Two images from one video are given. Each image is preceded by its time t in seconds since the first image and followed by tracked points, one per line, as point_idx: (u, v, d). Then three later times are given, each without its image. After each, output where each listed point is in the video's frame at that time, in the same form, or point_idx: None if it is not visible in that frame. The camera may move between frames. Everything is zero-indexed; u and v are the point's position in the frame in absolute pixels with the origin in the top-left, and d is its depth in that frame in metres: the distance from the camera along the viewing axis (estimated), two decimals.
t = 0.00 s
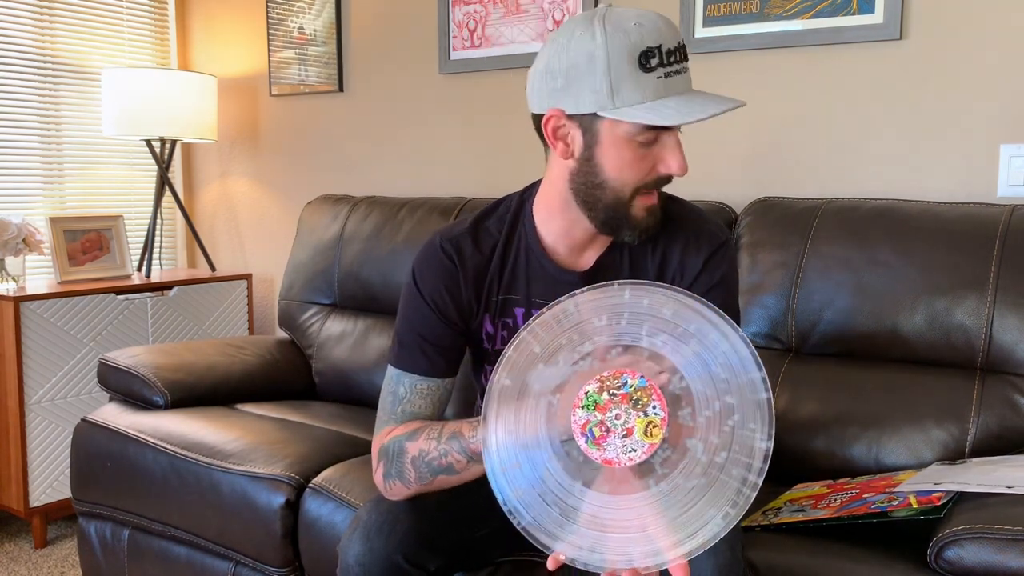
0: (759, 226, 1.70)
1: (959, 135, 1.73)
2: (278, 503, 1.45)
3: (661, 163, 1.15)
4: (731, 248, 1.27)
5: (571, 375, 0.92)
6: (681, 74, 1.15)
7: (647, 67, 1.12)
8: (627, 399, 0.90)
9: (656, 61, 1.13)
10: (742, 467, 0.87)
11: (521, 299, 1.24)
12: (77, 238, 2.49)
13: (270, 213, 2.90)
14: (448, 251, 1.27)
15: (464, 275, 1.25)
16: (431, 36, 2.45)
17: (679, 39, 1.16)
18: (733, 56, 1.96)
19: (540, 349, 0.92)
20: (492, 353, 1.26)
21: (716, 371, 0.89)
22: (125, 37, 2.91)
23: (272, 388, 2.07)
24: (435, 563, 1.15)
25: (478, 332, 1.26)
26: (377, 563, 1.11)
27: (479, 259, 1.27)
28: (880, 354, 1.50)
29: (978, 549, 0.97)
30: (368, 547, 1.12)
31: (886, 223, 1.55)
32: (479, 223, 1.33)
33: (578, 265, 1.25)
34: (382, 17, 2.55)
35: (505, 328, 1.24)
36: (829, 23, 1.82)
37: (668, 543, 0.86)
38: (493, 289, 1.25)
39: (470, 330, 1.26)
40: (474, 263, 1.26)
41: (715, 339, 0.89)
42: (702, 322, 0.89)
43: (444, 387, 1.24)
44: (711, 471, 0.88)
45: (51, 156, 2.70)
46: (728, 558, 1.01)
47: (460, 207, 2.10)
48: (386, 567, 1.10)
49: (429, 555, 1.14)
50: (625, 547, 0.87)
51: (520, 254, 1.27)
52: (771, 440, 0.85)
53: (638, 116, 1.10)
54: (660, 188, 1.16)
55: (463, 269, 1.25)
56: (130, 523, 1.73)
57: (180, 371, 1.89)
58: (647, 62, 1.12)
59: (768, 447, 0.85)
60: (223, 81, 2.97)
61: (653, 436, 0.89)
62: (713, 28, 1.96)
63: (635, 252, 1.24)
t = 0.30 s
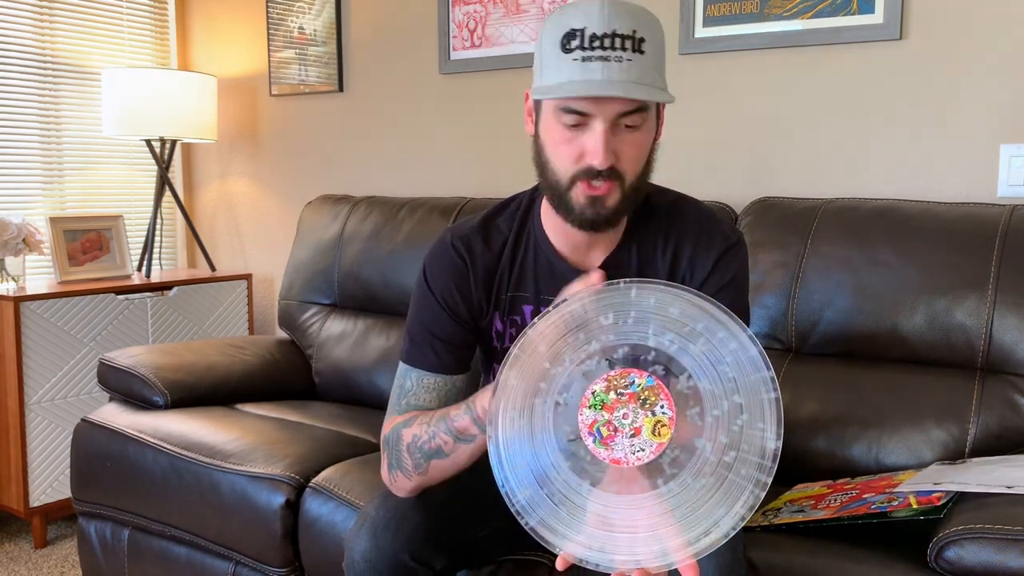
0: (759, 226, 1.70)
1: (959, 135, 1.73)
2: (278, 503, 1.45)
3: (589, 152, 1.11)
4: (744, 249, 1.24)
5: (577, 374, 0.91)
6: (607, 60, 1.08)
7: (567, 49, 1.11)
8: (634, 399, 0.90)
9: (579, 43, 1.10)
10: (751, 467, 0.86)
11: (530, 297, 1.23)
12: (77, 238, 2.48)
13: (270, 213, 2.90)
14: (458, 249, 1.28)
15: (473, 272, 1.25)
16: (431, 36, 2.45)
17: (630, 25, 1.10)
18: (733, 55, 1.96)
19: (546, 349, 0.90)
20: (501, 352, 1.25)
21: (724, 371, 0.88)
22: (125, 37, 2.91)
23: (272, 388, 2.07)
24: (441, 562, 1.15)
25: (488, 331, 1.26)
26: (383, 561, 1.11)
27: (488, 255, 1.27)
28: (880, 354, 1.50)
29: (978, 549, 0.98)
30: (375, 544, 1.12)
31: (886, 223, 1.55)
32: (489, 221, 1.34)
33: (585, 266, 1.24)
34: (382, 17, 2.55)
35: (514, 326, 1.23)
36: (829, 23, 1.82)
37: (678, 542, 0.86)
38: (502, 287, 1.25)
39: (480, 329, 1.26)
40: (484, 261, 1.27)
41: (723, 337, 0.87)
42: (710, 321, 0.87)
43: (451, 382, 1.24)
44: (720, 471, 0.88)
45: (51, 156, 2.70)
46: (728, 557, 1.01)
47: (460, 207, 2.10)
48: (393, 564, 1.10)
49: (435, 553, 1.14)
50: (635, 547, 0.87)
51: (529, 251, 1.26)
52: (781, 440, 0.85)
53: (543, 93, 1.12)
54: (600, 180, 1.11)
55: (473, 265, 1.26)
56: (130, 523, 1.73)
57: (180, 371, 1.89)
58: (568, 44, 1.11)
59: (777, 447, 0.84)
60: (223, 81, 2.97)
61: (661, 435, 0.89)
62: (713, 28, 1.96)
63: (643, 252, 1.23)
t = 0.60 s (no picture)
0: (759, 226, 1.70)
1: (959, 135, 1.73)
2: (278, 503, 1.45)
3: (550, 144, 1.14)
4: (732, 246, 1.23)
5: (556, 384, 0.97)
6: (555, 49, 1.12)
7: (518, 44, 1.15)
8: (612, 405, 0.96)
9: (528, 37, 1.14)
10: (728, 465, 0.89)
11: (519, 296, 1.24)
12: (77, 238, 2.48)
13: (270, 213, 2.90)
14: (448, 249, 1.29)
15: (461, 271, 1.26)
16: (431, 36, 2.45)
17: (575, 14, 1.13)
18: (733, 55, 1.96)
19: (523, 361, 0.96)
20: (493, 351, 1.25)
21: (697, 373, 0.92)
22: (125, 37, 2.91)
23: (272, 388, 2.07)
24: (440, 561, 1.15)
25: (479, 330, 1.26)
26: (382, 559, 1.10)
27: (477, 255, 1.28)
28: (880, 354, 1.50)
29: (978, 549, 0.97)
30: (374, 542, 1.11)
31: (886, 223, 1.55)
32: (478, 220, 1.34)
33: (572, 263, 1.24)
34: (382, 17, 2.55)
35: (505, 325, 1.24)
36: (829, 23, 1.82)
37: (661, 544, 0.89)
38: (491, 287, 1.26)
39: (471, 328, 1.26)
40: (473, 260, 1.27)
41: (691, 338, 0.92)
42: (678, 323, 0.92)
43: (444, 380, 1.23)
44: (699, 471, 0.91)
45: (51, 156, 2.70)
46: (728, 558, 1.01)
47: (460, 207, 2.10)
48: (392, 563, 1.10)
49: (434, 552, 1.14)
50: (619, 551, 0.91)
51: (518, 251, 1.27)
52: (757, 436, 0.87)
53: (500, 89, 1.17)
54: (565, 171, 1.14)
55: (461, 264, 1.27)
56: (130, 523, 1.73)
57: (180, 371, 1.89)
58: (519, 40, 1.15)
59: (753, 443, 0.87)
60: (223, 81, 2.97)
61: (639, 441, 0.95)
62: (713, 28, 1.96)
63: (631, 249, 1.23)
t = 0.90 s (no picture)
0: (759, 226, 1.70)
1: (959, 135, 1.73)
2: (278, 503, 1.45)
3: (506, 142, 1.17)
4: (712, 240, 1.22)
5: (544, 394, 0.98)
6: (502, 49, 1.14)
7: (469, 47, 1.18)
8: (599, 416, 0.97)
9: (476, 40, 1.17)
10: (713, 481, 0.90)
11: (498, 295, 1.27)
12: (77, 238, 2.48)
13: (270, 213, 2.90)
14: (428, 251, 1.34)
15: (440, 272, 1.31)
16: (430, 36, 2.45)
17: (522, 13, 1.15)
18: (733, 55, 1.96)
19: (513, 369, 0.98)
20: (477, 349, 1.29)
21: (685, 387, 0.92)
22: (125, 37, 2.91)
23: (273, 388, 2.07)
24: (437, 559, 1.14)
25: (462, 330, 1.30)
26: (378, 557, 1.09)
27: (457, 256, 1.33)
28: (880, 354, 1.50)
29: (978, 549, 0.97)
30: (369, 540, 1.10)
31: (886, 223, 1.55)
32: (459, 222, 1.39)
33: (549, 263, 1.25)
34: (382, 17, 2.55)
35: (486, 324, 1.27)
36: (829, 23, 1.82)
37: (643, 558, 0.90)
38: (470, 287, 1.29)
39: (455, 327, 1.30)
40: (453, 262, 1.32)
41: (679, 352, 0.93)
42: (667, 336, 0.93)
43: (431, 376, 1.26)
44: (683, 486, 0.91)
45: (51, 156, 2.70)
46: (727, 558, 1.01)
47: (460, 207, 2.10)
48: (388, 559, 1.09)
49: (430, 550, 1.14)
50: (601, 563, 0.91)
51: (496, 249, 1.30)
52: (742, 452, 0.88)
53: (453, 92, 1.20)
54: (524, 166, 1.16)
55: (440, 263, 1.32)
56: (130, 523, 1.73)
57: (180, 371, 1.89)
58: (470, 42, 1.18)
59: (737, 460, 0.88)
60: (223, 81, 2.97)
61: (625, 453, 0.95)
62: (713, 28, 1.96)
63: (608, 249, 1.23)
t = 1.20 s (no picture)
0: (759, 226, 1.70)
1: (960, 135, 1.73)
2: (278, 503, 1.45)
3: (491, 142, 1.17)
4: (704, 238, 1.22)
5: (528, 399, 0.98)
6: (485, 50, 1.15)
7: (452, 51, 1.19)
8: (581, 422, 0.97)
9: (459, 43, 1.18)
10: (694, 485, 0.90)
11: (491, 296, 1.27)
12: (77, 238, 2.48)
13: (270, 214, 2.90)
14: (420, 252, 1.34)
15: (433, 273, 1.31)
16: (430, 36, 2.45)
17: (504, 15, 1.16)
18: (733, 55, 1.96)
19: (498, 376, 0.99)
20: (471, 351, 1.29)
21: (666, 391, 0.92)
22: (125, 37, 2.91)
23: (273, 388, 2.07)
24: (436, 560, 1.14)
25: (456, 332, 1.30)
26: (377, 557, 1.09)
27: (450, 258, 1.33)
28: (880, 354, 1.50)
29: (978, 549, 0.97)
30: (368, 541, 1.10)
31: (886, 223, 1.55)
32: (452, 222, 1.39)
33: (541, 264, 1.25)
34: (382, 17, 2.55)
35: (480, 325, 1.28)
36: (829, 23, 1.82)
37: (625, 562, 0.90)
38: (462, 289, 1.30)
39: (448, 329, 1.30)
40: (445, 264, 1.32)
41: (661, 356, 0.93)
42: (648, 340, 0.93)
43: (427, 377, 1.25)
44: (664, 490, 0.91)
45: (51, 156, 2.70)
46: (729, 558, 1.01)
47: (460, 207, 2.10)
48: (387, 560, 1.09)
49: (429, 551, 1.13)
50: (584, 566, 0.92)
51: (489, 250, 1.30)
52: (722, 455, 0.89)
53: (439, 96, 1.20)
54: (509, 165, 1.16)
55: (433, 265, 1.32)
56: (130, 523, 1.73)
57: (180, 371, 1.89)
58: (453, 46, 1.19)
59: (717, 464, 0.88)
60: (223, 81, 2.96)
61: (607, 458, 0.95)
62: (713, 28, 1.96)
63: (599, 249, 1.23)
